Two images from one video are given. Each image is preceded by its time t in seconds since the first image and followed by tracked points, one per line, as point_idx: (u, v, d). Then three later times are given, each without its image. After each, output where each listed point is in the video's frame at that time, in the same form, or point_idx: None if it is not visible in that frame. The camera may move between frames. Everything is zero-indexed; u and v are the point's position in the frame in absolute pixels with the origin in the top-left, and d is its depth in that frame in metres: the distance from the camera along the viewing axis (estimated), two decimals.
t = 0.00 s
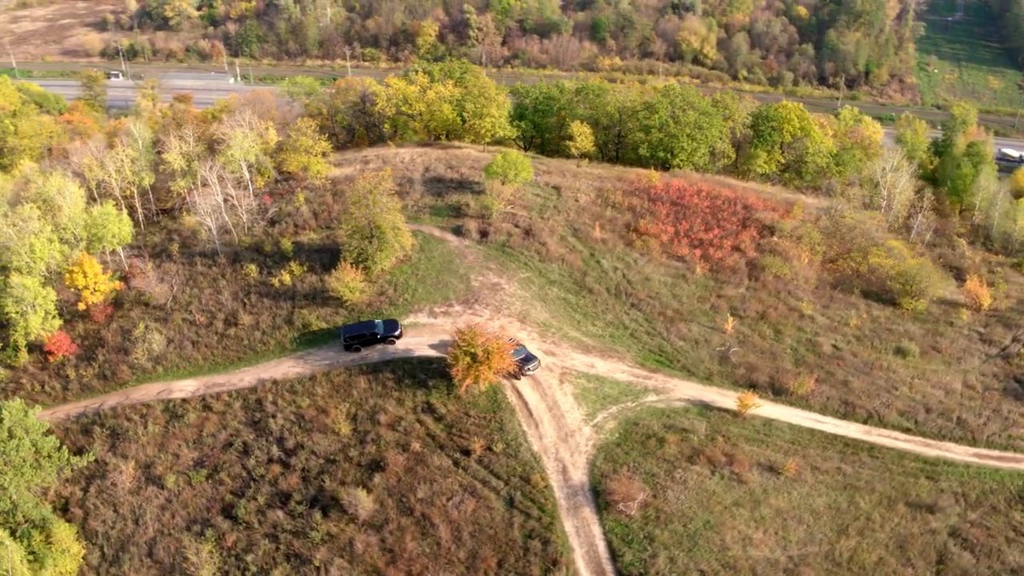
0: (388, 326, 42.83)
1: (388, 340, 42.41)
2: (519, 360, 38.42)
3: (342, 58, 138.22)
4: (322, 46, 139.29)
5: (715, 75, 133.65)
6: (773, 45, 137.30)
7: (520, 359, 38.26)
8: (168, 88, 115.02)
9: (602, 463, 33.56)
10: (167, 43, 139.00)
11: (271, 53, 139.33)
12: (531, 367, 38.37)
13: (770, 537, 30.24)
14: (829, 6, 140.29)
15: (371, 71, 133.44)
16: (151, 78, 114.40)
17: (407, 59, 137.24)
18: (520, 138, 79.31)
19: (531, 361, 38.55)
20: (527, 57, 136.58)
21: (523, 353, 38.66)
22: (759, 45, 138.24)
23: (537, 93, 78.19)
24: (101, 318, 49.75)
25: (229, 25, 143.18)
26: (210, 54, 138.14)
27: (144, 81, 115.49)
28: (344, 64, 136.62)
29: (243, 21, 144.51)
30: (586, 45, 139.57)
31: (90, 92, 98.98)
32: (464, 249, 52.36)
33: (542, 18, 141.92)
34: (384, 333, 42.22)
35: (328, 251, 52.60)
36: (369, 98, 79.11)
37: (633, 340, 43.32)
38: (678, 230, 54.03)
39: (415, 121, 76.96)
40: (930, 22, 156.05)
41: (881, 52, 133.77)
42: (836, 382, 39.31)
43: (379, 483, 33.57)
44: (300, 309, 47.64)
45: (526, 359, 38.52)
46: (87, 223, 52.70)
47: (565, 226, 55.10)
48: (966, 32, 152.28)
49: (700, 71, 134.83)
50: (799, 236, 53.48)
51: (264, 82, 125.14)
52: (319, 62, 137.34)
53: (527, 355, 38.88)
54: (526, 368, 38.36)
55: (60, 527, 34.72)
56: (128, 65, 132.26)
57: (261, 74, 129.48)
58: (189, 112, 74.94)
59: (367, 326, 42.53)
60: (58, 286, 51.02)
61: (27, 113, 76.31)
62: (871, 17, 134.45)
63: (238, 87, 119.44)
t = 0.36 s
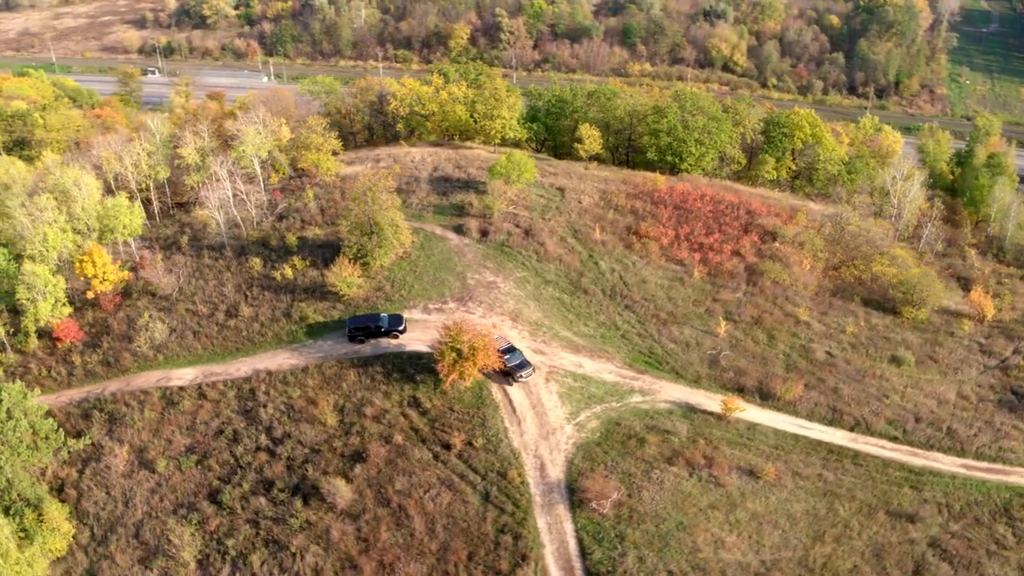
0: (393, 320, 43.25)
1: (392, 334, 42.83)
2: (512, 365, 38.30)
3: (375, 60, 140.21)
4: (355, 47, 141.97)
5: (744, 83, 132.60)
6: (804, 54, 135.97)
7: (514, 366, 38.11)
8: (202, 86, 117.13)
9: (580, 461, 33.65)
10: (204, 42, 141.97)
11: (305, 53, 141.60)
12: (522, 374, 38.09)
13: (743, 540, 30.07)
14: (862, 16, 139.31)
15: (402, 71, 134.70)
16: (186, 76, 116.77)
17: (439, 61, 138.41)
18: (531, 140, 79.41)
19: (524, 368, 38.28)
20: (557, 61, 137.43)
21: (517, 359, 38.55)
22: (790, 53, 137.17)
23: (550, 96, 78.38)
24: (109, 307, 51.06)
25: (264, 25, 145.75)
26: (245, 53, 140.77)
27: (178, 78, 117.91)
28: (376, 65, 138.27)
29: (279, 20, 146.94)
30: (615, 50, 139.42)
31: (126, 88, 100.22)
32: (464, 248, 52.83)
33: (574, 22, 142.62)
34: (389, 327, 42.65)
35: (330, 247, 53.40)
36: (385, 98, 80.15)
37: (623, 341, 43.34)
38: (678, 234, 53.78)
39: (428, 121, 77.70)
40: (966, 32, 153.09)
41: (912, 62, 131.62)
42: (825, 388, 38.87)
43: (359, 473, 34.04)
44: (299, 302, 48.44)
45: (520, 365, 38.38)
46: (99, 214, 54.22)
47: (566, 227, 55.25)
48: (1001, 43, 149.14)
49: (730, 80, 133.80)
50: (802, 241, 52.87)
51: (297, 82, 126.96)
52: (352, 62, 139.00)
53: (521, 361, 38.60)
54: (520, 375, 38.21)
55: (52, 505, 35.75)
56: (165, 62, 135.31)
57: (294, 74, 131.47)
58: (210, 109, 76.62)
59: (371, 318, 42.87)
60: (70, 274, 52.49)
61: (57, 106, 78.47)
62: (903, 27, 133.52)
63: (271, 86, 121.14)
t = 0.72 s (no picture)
0: (401, 313, 43.58)
1: (398, 328, 43.17)
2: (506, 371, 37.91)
3: (409, 60, 141.94)
4: (390, 48, 143.72)
5: (775, 89, 130.98)
6: (836, 62, 133.86)
7: (506, 372, 37.63)
8: (237, 82, 119.16)
9: (559, 457, 33.82)
10: (241, 39, 144.76)
11: (340, 53, 143.82)
12: (516, 379, 37.54)
13: (715, 541, 29.92)
14: (896, 25, 136.85)
15: (434, 72, 135.87)
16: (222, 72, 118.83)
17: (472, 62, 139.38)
18: (544, 141, 79.59)
19: (517, 372, 37.75)
20: (589, 65, 137.97)
21: (510, 364, 38.05)
22: (822, 61, 135.22)
23: (564, 99, 78.72)
24: (119, 295, 52.42)
25: (301, 24, 148.23)
26: (282, 51, 143.17)
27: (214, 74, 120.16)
28: (409, 65, 139.64)
29: (315, 20, 149.29)
30: (648, 55, 138.84)
31: (163, 83, 101.75)
32: (464, 245, 53.37)
33: (608, 27, 142.51)
34: (395, 320, 43.00)
35: (335, 241, 54.31)
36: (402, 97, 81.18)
37: (615, 340, 43.45)
38: (680, 236, 53.61)
39: (442, 120, 78.37)
40: (1003, 43, 149.74)
41: (944, 72, 129.14)
42: (814, 393, 38.49)
43: (342, 461, 34.63)
44: (300, 294, 49.37)
45: (513, 370, 37.87)
46: (114, 205, 55.81)
47: (568, 227, 55.46)
48: None
49: (762, 86, 132.14)
50: (805, 246, 52.38)
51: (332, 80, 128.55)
52: (385, 62, 140.49)
53: (515, 366, 38.07)
54: (513, 380, 37.72)
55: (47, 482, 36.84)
56: (203, 59, 138.28)
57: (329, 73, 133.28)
58: (233, 106, 78.36)
59: (379, 311, 43.31)
60: (84, 261, 54.05)
61: (89, 101, 80.70)
62: (936, 37, 130.87)
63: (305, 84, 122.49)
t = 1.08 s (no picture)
0: (409, 308, 44.02)
1: (405, 322, 43.62)
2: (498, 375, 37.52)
3: (443, 62, 143.25)
4: (425, 49, 145.07)
5: (806, 98, 128.98)
6: (869, 71, 131.66)
7: (498, 378, 37.18)
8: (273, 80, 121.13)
9: (539, 451, 34.09)
10: (280, 37, 147.22)
11: (376, 53, 145.72)
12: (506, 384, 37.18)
13: (687, 539, 29.85)
14: (931, 35, 134.42)
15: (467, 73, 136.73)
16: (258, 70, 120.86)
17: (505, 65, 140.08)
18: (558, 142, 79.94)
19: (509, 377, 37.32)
20: (620, 70, 137.33)
21: (502, 368, 37.43)
22: (855, 70, 133.12)
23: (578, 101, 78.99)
24: (131, 283, 53.84)
25: (338, 24, 150.49)
26: (319, 50, 145.44)
27: (250, 72, 122.24)
28: (444, 66, 140.82)
29: (352, 20, 151.45)
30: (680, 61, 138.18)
31: (200, 79, 103.51)
32: (466, 242, 54.03)
33: (642, 32, 141.91)
34: (402, 314, 43.45)
35: (341, 236, 55.34)
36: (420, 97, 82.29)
37: (607, 339, 43.66)
38: (682, 238, 53.53)
39: (457, 120, 79.14)
40: None
41: (978, 84, 126.39)
42: (803, 398, 38.21)
43: (327, 448, 35.31)
44: (303, 286, 50.38)
45: (505, 375, 37.34)
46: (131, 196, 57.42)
47: (570, 227, 55.78)
48: None
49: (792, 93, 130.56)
50: (808, 251, 51.93)
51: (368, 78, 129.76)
52: (420, 63, 141.81)
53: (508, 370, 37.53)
54: (505, 386, 37.34)
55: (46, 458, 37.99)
56: (242, 56, 141.12)
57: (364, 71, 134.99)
58: (256, 103, 80.15)
59: (388, 304, 43.89)
60: (99, 249, 55.46)
61: (121, 96, 82.99)
62: (971, 48, 128.37)
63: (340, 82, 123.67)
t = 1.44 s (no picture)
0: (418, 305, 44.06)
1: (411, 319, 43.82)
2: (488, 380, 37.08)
3: (478, 65, 144.08)
4: (460, 52, 146.58)
5: (840, 108, 127.19)
6: (904, 82, 129.21)
7: (486, 383, 36.79)
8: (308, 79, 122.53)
9: (520, 446, 34.37)
10: (318, 38, 149.44)
11: (412, 55, 147.21)
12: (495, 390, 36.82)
13: (660, 538, 29.79)
14: (968, 47, 131.44)
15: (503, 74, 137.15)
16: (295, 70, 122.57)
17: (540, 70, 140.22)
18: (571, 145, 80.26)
19: (499, 383, 36.98)
20: (654, 75, 137.37)
21: (491, 373, 36.98)
22: (890, 81, 130.70)
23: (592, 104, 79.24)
24: (145, 272, 55.21)
25: (376, 26, 152.42)
26: (356, 51, 147.28)
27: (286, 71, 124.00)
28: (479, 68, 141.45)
29: (390, 22, 153.26)
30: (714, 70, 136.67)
31: (237, 77, 105.03)
32: (469, 240, 54.63)
33: (676, 39, 141.43)
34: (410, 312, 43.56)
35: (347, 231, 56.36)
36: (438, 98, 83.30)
37: (600, 339, 43.81)
38: (684, 242, 53.42)
39: (472, 121, 79.80)
40: None
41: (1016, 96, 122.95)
42: (792, 403, 37.85)
43: (313, 436, 35.99)
44: (307, 279, 51.41)
45: (494, 380, 36.93)
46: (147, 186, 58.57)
47: (574, 228, 56.06)
48: None
49: (825, 103, 128.74)
50: (811, 258, 51.43)
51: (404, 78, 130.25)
52: (455, 66, 142.89)
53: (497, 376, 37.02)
54: (493, 391, 36.98)
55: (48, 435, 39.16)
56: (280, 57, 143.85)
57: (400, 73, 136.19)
58: (278, 100, 81.80)
59: (397, 301, 44.06)
60: (115, 238, 56.94)
61: (153, 91, 84.46)
62: (1010, 60, 124.86)
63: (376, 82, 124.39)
